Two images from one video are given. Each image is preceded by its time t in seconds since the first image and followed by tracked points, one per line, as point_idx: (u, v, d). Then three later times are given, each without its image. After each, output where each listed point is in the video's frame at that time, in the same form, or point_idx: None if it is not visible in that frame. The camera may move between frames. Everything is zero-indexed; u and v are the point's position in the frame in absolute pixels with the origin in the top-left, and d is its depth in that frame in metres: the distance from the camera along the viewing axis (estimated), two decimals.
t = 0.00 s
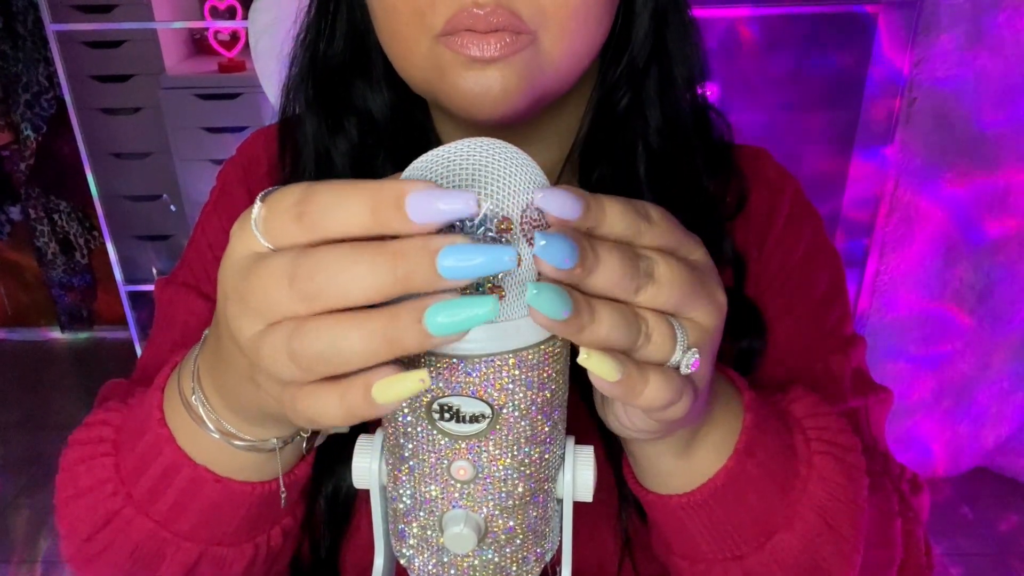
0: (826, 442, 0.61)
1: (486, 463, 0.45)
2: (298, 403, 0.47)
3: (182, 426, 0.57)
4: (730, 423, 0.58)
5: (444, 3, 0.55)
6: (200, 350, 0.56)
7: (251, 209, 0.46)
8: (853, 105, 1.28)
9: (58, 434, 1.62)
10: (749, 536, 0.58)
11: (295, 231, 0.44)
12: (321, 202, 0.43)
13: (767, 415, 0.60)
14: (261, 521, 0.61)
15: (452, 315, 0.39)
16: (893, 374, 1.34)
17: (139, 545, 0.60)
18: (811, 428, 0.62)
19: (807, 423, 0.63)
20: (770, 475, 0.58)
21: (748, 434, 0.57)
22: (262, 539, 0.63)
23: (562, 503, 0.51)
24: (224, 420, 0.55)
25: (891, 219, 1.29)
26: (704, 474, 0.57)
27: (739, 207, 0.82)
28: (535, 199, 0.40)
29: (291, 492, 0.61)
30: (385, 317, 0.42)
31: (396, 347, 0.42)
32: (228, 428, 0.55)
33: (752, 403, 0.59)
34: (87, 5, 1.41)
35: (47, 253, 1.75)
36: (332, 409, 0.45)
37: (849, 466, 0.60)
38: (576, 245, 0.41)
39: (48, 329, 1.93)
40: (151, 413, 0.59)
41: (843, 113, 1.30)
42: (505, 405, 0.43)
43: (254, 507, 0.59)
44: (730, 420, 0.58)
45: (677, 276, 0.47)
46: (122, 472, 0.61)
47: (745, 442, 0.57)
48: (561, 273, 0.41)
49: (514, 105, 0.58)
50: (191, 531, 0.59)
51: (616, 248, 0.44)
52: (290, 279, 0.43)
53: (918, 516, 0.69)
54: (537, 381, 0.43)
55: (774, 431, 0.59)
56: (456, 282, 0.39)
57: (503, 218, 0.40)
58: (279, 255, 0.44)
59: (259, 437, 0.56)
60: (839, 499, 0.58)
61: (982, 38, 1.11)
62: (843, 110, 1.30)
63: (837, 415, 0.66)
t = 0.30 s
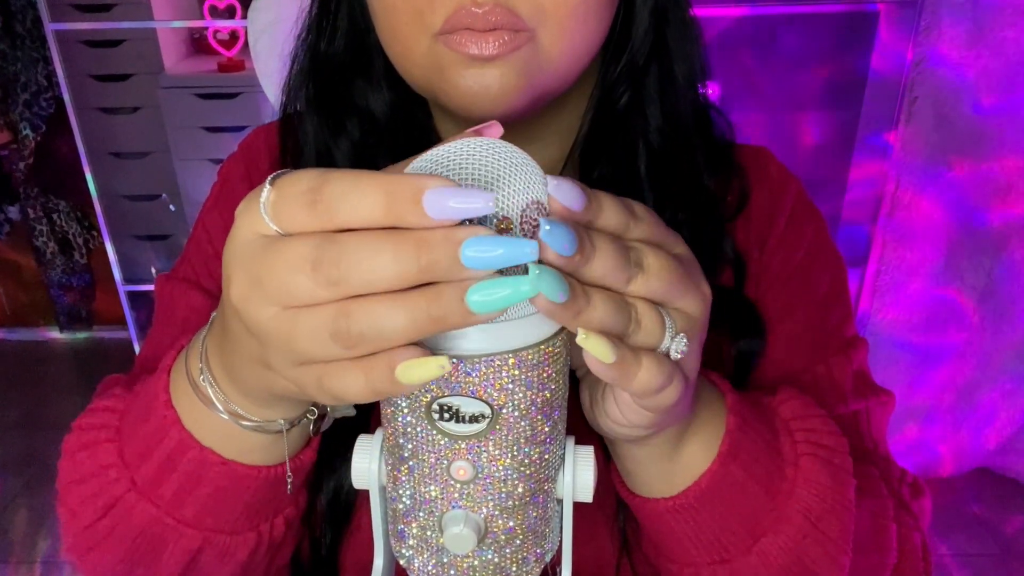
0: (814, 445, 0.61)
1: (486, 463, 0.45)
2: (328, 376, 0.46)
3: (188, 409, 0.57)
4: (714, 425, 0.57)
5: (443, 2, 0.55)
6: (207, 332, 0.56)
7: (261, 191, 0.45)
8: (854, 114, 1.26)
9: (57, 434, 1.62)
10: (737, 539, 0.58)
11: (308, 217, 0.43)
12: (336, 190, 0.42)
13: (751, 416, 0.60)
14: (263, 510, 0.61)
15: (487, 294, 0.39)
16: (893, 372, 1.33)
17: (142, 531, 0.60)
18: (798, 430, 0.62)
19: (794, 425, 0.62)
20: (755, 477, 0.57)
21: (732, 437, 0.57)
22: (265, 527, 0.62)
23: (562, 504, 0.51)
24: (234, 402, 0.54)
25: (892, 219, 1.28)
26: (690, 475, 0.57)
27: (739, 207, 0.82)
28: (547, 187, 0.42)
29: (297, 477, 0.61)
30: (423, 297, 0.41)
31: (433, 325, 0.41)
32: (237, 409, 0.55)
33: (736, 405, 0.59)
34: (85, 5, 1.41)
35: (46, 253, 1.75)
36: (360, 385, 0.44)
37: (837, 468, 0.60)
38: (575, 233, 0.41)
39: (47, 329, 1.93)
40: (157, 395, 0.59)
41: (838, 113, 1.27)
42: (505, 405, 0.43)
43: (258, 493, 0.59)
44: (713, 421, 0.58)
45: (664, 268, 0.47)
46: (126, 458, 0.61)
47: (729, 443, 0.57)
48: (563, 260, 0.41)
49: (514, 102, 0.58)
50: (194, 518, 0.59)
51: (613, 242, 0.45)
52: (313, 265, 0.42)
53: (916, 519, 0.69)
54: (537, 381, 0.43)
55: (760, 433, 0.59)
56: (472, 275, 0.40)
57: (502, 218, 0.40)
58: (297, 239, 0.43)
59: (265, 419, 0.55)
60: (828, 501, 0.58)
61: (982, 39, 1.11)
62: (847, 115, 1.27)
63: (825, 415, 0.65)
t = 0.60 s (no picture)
0: (816, 444, 0.60)
1: (486, 463, 0.44)
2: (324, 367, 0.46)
3: (185, 405, 0.57)
4: (716, 425, 0.57)
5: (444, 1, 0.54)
6: (206, 327, 0.56)
7: (268, 176, 0.45)
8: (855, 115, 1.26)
9: (55, 434, 1.62)
10: (739, 539, 0.57)
11: (315, 203, 0.43)
12: (348, 178, 0.42)
13: (752, 416, 0.59)
14: (262, 509, 0.61)
15: (484, 293, 0.39)
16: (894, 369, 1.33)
17: (138, 529, 0.59)
18: (800, 429, 0.62)
19: (795, 425, 0.62)
20: (757, 477, 0.57)
21: (734, 435, 0.57)
22: (262, 528, 0.62)
23: (562, 504, 0.51)
24: (231, 399, 0.54)
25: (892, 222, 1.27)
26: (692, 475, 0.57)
27: (742, 206, 0.82)
28: (546, 186, 0.41)
29: (294, 476, 0.60)
30: (425, 287, 0.41)
31: (434, 318, 0.41)
32: (235, 406, 0.55)
33: (737, 404, 0.59)
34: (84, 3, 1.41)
35: (45, 253, 1.73)
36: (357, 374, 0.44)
37: (838, 468, 0.59)
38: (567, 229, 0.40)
39: (46, 329, 1.93)
40: (155, 393, 0.59)
41: (841, 112, 1.28)
42: (505, 405, 0.43)
43: (256, 493, 0.59)
44: (714, 420, 0.57)
45: (660, 264, 0.47)
46: (122, 457, 0.61)
47: (731, 442, 0.57)
48: (556, 258, 0.40)
49: (516, 101, 0.58)
50: (190, 517, 0.59)
51: (609, 237, 0.44)
52: (314, 251, 0.42)
53: (918, 521, 0.68)
54: (537, 381, 0.43)
55: (762, 433, 0.59)
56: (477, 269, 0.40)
57: (503, 216, 0.40)
58: (303, 225, 0.43)
59: (263, 416, 0.55)
60: (829, 501, 0.58)
61: (983, 37, 1.11)
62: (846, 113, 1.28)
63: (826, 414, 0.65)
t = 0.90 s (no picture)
0: (819, 446, 0.60)
1: (486, 464, 0.44)
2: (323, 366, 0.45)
3: (184, 406, 0.57)
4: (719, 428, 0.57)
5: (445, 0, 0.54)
6: (204, 328, 0.56)
7: (268, 176, 0.45)
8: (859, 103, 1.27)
9: (53, 435, 1.61)
10: (741, 542, 0.57)
11: (317, 202, 0.43)
12: (348, 179, 0.42)
13: (755, 418, 0.59)
14: (261, 510, 0.61)
15: (485, 292, 0.39)
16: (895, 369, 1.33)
17: (137, 532, 0.59)
18: (803, 432, 0.61)
19: (798, 427, 0.62)
20: (759, 480, 0.57)
21: (737, 438, 0.57)
22: (262, 530, 0.62)
23: (563, 505, 0.50)
24: (231, 401, 0.54)
25: (893, 220, 1.27)
26: (695, 477, 0.57)
27: (744, 205, 0.81)
28: (548, 186, 0.41)
29: (295, 478, 0.60)
30: (425, 285, 0.41)
31: (435, 316, 0.41)
32: (234, 407, 0.54)
33: (740, 407, 0.59)
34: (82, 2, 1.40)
35: (43, 252, 1.73)
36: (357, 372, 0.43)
37: (841, 471, 0.59)
38: (571, 229, 0.40)
39: (44, 329, 1.92)
40: (154, 394, 0.58)
41: (843, 110, 1.29)
42: (505, 406, 0.42)
43: (256, 494, 0.59)
44: (717, 422, 0.57)
45: (661, 266, 0.47)
46: (122, 458, 0.60)
47: (734, 445, 0.56)
48: (560, 258, 0.40)
49: (518, 101, 0.58)
50: (190, 519, 0.59)
51: (611, 238, 0.44)
52: (315, 248, 0.42)
53: (921, 524, 0.68)
54: (538, 381, 0.43)
55: (764, 436, 0.59)
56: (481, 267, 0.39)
57: (505, 216, 0.39)
58: (303, 224, 0.42)
59: (262, 417, 0.55)
60: (831, 504, 0.58)
61: (989, 34, 1.09)
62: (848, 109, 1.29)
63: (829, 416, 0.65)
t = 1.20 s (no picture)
0: (819, 447, 0.60)
1: (486, 464, 0.44)
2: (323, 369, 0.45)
3: (184, 406, 0.56)
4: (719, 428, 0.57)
5: None
6: (205, 329, 0.55)
7: (264, 179, 0.44)
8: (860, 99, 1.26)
9: (51, 435, 1.61)
10: (741, 543, 0.57)
11: (313, 207, 0.42)
12: (344, 183, 0.41)
13: (754, 418, 0.59)
14: (263, 510, 0.60)
15: (486, 292, 0.38)
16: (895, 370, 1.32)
17: (139, 532, 0.59)
18: (803, 433, 0.61)
19: (798, 429, 0.61)
20: (759, 480, 0.56)
21: (736, 439, 0.56)
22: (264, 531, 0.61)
23: (563, 505, 0.50)
24: (232, 401, 0.53)
25: (892, 221, 1.26)
26: (695, 477, 0.56)
27: (744, 207, 0.81)
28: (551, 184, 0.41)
29: (296, 478, 0.60)
30: (422, 288, 0.40)
31: (432, 320, 0.40)
32: (234, 407, 0.54)
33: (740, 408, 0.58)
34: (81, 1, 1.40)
35: (41, 252, 1.74)
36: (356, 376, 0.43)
37: (841, 472, 0.59)
38: (575, 230, 0.40)
39: (42, 329, 1.92)
40: (155, 395, 0.58)
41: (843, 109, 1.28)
42: (505, 406, 0.42)
43: (258, 493, 0.58)
44: (717, 423, 0.57)
45: (662, 268, 0.46)
46: (123, 459, 0.60)
47: (733, 446, 0.56)
48: (562, 258, 0.40)
49: (517, 100, 0.57)
50: (191, 519, 0.58)
51: (613, 239, 0.43)
52: (313, 253, 0.41)
53: (921, 524, 0.68)
54: (538, 381, 0.42)
55: (764, 436, 0.58)
56: (477, 268, 0.39)
57: (504, 216, 0.39)
58: (300, 229, 0.42)
59: (263, 417, 0.54)
60: (831, 505, 0.57)
61: (990, 34, 1.09)
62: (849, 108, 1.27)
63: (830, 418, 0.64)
